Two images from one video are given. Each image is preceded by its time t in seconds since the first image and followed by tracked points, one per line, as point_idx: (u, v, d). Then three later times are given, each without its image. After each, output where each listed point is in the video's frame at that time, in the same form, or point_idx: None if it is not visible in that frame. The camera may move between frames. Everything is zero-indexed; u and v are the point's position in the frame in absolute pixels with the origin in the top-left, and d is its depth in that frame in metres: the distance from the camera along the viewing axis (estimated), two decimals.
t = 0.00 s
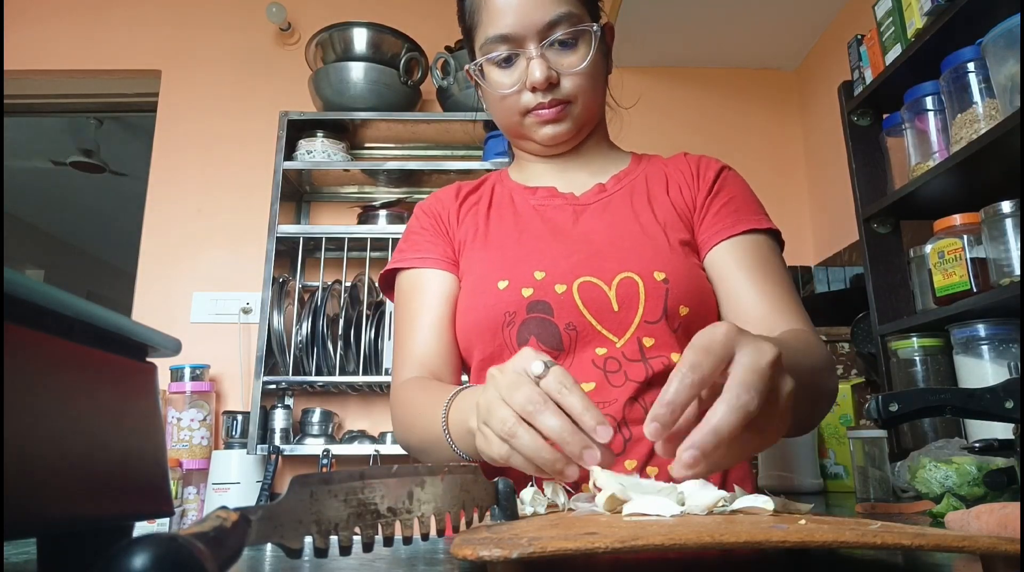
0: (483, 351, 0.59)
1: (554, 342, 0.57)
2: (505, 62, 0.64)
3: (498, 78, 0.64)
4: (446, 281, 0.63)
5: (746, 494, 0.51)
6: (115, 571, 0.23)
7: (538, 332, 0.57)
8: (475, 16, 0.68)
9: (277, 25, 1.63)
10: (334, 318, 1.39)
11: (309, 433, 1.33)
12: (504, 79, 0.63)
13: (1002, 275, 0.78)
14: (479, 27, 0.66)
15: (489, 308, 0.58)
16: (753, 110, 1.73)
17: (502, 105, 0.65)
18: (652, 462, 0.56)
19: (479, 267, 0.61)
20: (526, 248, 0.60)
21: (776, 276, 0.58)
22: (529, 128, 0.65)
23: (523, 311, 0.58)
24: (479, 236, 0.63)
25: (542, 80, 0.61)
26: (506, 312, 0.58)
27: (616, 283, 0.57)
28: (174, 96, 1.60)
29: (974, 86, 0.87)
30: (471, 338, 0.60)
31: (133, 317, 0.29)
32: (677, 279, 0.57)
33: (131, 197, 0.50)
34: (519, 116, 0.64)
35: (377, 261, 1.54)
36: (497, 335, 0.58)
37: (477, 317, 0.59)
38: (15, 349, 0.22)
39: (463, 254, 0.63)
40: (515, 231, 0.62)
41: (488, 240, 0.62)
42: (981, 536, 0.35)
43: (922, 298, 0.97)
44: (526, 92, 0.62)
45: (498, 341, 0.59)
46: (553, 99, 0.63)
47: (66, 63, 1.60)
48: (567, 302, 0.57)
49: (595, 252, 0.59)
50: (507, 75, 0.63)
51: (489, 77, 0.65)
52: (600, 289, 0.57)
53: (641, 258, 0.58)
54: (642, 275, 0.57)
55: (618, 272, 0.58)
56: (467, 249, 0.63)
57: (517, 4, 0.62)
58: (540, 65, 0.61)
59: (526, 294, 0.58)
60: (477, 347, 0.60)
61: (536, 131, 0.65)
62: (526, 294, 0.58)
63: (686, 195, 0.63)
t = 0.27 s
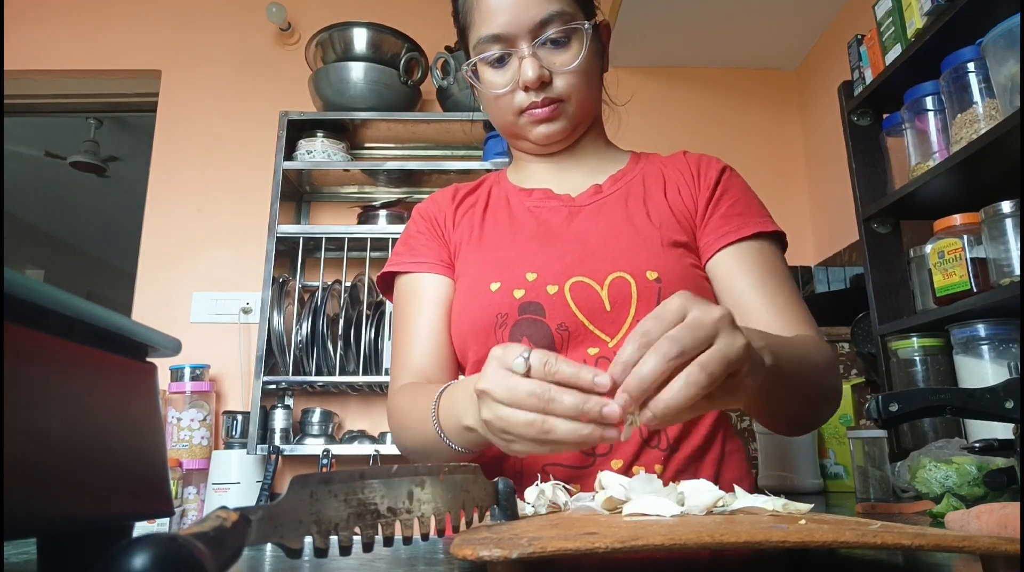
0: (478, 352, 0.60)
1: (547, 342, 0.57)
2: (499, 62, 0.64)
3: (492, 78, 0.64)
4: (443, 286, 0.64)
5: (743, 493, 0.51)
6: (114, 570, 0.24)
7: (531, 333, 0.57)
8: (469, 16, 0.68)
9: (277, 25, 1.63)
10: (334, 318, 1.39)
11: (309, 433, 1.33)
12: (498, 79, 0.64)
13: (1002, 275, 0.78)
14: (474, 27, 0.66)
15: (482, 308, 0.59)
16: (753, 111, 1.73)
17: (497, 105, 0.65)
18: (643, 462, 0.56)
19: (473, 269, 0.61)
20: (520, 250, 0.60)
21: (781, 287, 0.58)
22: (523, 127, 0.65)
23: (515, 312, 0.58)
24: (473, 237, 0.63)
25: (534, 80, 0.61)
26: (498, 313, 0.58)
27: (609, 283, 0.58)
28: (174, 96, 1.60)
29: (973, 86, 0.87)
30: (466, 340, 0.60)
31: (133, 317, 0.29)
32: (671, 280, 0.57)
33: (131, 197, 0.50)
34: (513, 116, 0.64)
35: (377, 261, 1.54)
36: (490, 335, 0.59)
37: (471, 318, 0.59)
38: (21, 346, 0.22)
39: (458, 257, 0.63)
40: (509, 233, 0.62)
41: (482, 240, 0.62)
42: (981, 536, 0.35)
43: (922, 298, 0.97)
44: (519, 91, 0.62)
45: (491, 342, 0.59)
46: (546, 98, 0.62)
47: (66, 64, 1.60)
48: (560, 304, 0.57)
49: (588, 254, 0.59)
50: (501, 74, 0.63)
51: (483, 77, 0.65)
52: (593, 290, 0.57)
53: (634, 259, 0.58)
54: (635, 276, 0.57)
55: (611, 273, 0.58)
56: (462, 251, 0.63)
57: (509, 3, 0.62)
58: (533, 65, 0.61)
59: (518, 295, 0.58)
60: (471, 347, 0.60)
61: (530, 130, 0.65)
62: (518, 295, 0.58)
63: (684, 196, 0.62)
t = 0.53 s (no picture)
0: (486, 350, 0.59)
1: (557, 340, 0.57)
2: (505, 63, 0.64)
3: (498, 79, 0.64)
4: (450, 278, 0.61)
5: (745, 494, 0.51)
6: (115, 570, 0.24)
7: (543, 331, 0.57)
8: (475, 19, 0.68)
9: (277, 25, 1.63)
10: (334, 318, 1.39)
11: (309, 433, 1.33)
12: (504, 80, 0.64)
13: (1001, 275, 0.78)
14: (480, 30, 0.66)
15: (493, 306, 0.58)
16: (753, 111, 1.73)
17: (503, 106, 0.65)
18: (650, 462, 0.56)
19: (484, 266, 0.61)
20: (531, 248, 0.60)
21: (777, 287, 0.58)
22: (528, 129, 0.65)
23: (527, 309, 0.58)
24: (483, 237, 0.63)
25: (541, 80, 0.61)
26: (510, 310, 0.58)
27: (620, 282, 0.58)
28: (174, 96, 1.60)
29: (973, 86, 0.87)
30: (474, 335, 0.60)
31: (133, 318, 0.29)
32: (681, 279, 0.58)
33: (131, 199, 0.50)
34: (519, 117, 0.64)
35: (377, 261, 1.54)
36: (501, 333, 0.59)
37: (482, 315, 0.59)
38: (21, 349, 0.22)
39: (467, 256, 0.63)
40: (519, 233, 0.62)
41: (488, 242, 0.62)
42: (981, 536, 0.35)
43: (922, 298, 0.97)
44: (526, 92, 0.63)
45: (502, 339, 0.59)
46: (552, 99, 0.63)
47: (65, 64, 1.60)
48: (571, 302, 0.58)
49: (599, 253, 0.59)
50: (507, 76, 0.64)
51: (489, 79, 0.65)
52: (604, 289, 0.58)
53: (643, 258, 0.58)
54: (645, 275, 0.58)
55: (621, 272, 0.58)
56: (471, 249, 0.63)
57: (516, 6, 0.62)
58: (540, 66, 0.61)
59: (530, 292, 0.58)
60: (481, 343, 0.59)
61: (536, 132, 0.64)
62: (530, 292, 0.58)
63: (686, 200, 0.63)
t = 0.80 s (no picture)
0: (500, 348, 0.59)
1: (572, 340, 0.57)
2: (515, 65, 0.64)
3: (509, 81, 0.64)
4: (461, 275, 0.61)
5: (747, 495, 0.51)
6: (114, 571, 0.23)
7: (555, 331, 0.57)
8: (484, 23, 0.68)
9: (277, 25, 1.63)
10: (334, 318, 1.39)
11: (309, 433, 1.33)
12: (513, 82, 0.64)
13: (1001, 275, 0.78)
14: (490, 32, 0.66)
15: (507, 308, 0.58)
16: (753, 111, 1.73)
17: (513, 108, 0.65)
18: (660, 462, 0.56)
19: (495, 267, 0.61)
20: (542, 249, 0.60)
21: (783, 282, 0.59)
22: (539, 131, 0.65)
23: (541, 310, 0.58)
24: (494, 236, 0.63)
25: (551, 82, 0.61)
26: (523, 310, 0.58)
27: (632, 282, 0.58)
28: (174, 96, 1.60)
29: (973, 86, 0.87)
30: (487, 334, 0.59)
31: (133, 317, 0.29)
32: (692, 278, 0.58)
33: (132, 201, 0.50)
34: (530, 120, 0.64)
35: (377, 261, 1.54)
36: (514, 332, 0.58)
37: (494, 315, 0.59)
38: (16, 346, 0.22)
39: (478, 256, 0.63)
40: (529, 232, 0.62)
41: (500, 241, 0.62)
42: (980, 537, 0.35)
43: (922, 298, 0.97)
44: (536, 94, 0.63)
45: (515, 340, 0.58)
46: (562, 101, 0.62)
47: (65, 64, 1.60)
48: (584, 302, 0.58)
49: (612, 253, 0.59)
50: (517, 78, 0.63)
51: (500, 82, 0.65)
52: (616, 289, 0.58)
53: (655, 259, 0.59)
54: (657, 274, 0.58)
55: (633, 272, 0.58)
56: (482, 250, 0.63)
57: (528, 8, 0.62)
58: (550, 67, 0.61)
59: (543, 292, 0.58)
60: (492, 342, 0.59)
61: (546, 134, 0.65)
62: (544, 292, 0.58)
63: (696, 197, 0.63)
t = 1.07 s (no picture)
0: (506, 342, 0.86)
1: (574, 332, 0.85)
2: (522, 62, 0.96)
3: (513, 79, 0.96)
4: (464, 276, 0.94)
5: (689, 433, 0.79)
6: None
7: (562, 328, 0.86)
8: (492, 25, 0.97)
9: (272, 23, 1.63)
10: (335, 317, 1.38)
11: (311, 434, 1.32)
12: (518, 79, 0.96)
13: (1002, 275, 0.78)
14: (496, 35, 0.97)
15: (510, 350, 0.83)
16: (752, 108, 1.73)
17: (516, 103, 0.98)
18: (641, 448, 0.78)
19: (502, 272, 0.93)
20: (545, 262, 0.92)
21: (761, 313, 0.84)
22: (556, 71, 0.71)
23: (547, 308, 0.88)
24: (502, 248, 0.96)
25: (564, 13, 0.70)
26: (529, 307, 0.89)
27: (631, 288, 0.88)
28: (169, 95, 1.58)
29: (974, 86, 0.83)
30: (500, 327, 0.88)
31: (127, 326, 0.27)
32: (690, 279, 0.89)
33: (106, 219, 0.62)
34: (534, 118, 0.99)
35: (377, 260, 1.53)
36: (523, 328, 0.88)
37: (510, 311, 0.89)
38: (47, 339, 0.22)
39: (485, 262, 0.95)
40: (532, 251, 0.94)
41: (536, 265, 0.92)
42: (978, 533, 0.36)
43: (923, 296, 0.87)
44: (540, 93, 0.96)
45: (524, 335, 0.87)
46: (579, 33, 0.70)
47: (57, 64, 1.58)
48: (590, 304, 0.87)
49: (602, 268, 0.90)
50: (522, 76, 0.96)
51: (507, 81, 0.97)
52: (619, 296, 0.88)
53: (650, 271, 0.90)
54: (657, 278, 0.89)
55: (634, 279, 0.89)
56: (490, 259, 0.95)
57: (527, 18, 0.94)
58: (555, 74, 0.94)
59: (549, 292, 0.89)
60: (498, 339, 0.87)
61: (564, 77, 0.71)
62: (548, 293, 0.89)
63: (679, 239, 0.94)
